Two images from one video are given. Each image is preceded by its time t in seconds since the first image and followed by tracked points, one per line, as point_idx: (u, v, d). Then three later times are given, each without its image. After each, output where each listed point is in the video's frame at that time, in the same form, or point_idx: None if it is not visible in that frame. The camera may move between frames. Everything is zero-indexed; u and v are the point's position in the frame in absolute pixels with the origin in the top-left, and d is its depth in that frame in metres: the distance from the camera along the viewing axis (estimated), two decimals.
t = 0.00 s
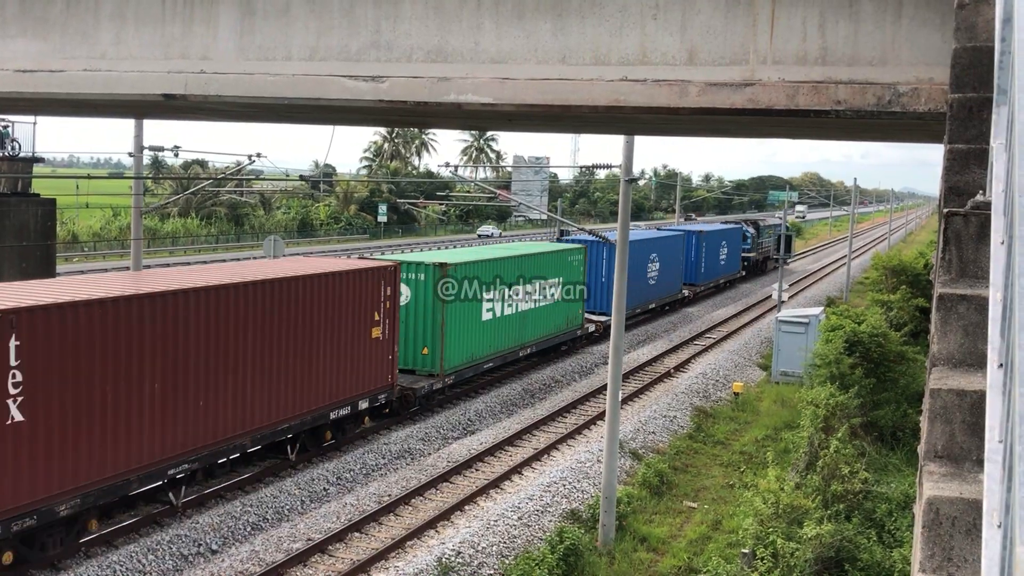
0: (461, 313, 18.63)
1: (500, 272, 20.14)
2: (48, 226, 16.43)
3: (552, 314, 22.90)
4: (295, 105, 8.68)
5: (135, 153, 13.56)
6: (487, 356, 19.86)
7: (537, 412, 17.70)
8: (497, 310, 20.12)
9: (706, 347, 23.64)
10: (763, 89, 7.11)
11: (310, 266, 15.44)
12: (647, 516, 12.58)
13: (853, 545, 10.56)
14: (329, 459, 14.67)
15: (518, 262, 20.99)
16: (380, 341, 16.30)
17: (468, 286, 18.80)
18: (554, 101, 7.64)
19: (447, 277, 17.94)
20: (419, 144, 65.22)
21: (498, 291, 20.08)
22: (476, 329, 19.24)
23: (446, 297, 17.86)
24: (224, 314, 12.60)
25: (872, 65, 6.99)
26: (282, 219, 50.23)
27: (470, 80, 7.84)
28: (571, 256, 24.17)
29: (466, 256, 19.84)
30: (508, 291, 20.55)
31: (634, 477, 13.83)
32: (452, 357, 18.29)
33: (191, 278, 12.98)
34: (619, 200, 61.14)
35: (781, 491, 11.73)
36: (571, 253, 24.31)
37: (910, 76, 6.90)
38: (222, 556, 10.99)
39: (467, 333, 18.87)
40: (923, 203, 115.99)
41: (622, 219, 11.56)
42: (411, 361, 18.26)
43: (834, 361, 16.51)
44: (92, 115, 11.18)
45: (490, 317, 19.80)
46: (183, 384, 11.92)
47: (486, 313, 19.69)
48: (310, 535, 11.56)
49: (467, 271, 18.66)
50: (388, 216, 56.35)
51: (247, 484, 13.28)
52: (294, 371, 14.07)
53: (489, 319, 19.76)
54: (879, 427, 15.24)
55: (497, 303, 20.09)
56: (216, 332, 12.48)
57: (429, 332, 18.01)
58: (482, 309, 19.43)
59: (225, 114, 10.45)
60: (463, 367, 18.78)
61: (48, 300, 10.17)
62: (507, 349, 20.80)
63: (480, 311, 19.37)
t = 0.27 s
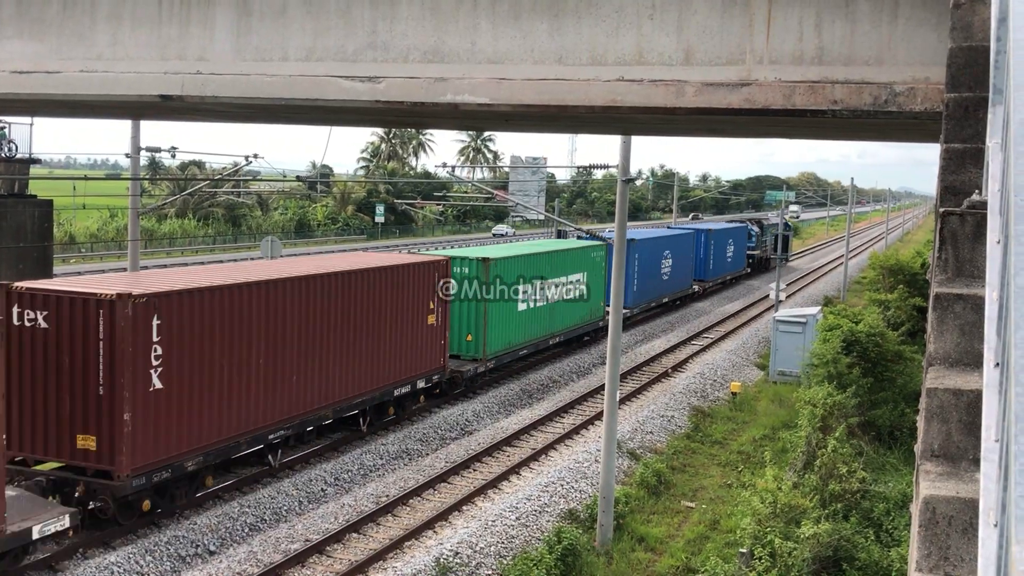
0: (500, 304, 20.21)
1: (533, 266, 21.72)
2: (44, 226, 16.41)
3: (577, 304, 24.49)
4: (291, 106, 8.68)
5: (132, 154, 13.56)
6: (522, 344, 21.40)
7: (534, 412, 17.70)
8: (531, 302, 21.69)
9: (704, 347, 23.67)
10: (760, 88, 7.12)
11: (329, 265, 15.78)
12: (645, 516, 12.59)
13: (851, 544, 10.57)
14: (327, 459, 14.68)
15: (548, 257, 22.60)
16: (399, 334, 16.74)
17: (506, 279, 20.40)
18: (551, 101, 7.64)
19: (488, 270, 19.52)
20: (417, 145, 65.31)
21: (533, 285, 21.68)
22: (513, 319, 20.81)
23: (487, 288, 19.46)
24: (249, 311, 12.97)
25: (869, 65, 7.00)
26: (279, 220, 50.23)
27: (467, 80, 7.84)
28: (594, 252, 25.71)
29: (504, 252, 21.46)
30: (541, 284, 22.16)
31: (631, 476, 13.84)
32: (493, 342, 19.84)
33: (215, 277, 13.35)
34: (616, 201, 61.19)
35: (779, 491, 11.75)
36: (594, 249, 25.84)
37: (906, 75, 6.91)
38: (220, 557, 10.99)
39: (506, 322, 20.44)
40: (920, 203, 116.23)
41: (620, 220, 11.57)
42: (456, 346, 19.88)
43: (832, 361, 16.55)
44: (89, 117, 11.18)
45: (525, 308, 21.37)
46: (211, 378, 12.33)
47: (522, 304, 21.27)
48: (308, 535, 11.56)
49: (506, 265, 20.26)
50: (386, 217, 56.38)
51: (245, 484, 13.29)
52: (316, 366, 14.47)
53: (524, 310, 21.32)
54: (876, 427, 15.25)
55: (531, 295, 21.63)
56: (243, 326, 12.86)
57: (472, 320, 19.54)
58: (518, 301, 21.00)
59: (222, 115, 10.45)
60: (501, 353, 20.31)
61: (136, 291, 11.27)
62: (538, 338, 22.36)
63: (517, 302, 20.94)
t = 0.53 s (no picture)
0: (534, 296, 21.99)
1: (561, 260, 23.56)
2: (44, 227, 16.43)
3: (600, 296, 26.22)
4: (290, 107, 8.71)
5: (131, 155, 13.59)
6: (551, 332, 23.21)
7: (533, 411, 17.74)
8: (559, 293, 23.48)
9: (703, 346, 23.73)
10: (757, 89, 7.15)
11: (333, 264, 15.80)
12: (643, 515, 12.62)
13: (849, 542, 10.61)
14: (327, 459, 14.72)
15: (575, 252, 24.43)
16: (405, 332, 16.85)
17: (539, 272, 22.16)
18: (549, 102, 7.67)
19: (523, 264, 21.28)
20: (415, 145, 65.44)
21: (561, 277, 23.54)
22: (544, 309, 22.59)
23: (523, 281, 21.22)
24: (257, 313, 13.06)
25: (866, 65, 7.03)
26: (278, 220, 50.28)
27: (465, 81, 7.88)
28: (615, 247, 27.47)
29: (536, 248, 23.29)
30: (568, 276, 23.96)
31: (630, 475, 13.88)
32: (528, 329, 21.57)
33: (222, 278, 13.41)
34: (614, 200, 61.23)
35: (777, 490, 11.79)
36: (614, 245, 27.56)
37: (903, 75, 6.94)
38: (220, 557, 11.02)
39: (539, 312, 22.25)
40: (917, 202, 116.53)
41: (618, 220, 11.61)
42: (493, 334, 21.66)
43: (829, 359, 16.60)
44: (88, 117, 11.21)
45: (554, 298, 23.17)
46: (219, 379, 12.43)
47: (552, 295, 23.09)
48: (307, 535, 11.59)
49: (539, 259, 22.07)
50: (385, 218, 56.44)
51: (245, 484, 13.33)
52: (322, 366, 14.58)
53: (554, 301, 23.12)
54: (874, 425, 15.28)
55: (560, 287, 23.45)
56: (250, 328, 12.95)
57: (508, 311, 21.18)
58: (548, 292, 22.81)
59: (221, 116, 10.47)
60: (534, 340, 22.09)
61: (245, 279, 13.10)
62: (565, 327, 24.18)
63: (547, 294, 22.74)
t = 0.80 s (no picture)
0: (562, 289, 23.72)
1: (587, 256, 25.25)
2: (49, 229, 16.57)
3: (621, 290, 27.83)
4: (293, 109, 8.84)
5: (135, 157, 13.74)
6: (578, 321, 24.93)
7: (533, 410, 17.89)
8: (585, 286, 25.20)
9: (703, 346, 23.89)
10: (752, 90, 7.29)
11: (346, 263, 16.34)
12: (642, 511, 12.76)
13: (845, 537, 10.75)
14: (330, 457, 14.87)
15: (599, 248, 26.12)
16: (406, 332, 17.05)
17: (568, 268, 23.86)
18: (547, 103, 7.80)
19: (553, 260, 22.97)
20: (415, 147, 65.70)
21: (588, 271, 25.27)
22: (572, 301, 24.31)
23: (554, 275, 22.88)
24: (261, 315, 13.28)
25: (860, 66, 7.16)
26: (280, 222, 50.45)
27: (465, 83, 8.03)
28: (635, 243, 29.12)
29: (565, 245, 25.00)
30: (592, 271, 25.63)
31: (628, 473, 14.02)
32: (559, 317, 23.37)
33: (224, 282, 13.60)
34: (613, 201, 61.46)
35: (774, 486, 11.93)
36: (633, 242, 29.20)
37: (896, 76, 7.07)
38: (224, 554, 11.16)
39: (567, 304, 23.95)
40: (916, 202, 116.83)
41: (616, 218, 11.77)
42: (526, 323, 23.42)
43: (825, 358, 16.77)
44: (94, 119, 11.36)
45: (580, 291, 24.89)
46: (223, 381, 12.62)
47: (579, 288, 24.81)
48: (310, 532, 11.73)
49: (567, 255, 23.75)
50: (386, 219, 56.64)
51: (248, 482, 13.47)
52: (357, 356, 15.59)
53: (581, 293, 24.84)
54: (869, 423, 15.45)
55: (585, 281, 25.15)
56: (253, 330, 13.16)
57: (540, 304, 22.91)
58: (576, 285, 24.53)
59: (225, 118, 10.62)
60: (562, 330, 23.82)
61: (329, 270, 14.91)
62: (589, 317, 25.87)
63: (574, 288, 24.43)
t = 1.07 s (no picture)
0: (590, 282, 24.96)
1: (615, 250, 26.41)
2: (54, 229, 16.66)
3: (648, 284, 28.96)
4: (296, 110, 8.88)
5: (139, 158, 13.80)
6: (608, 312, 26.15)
7: (535, 410, 17.94)
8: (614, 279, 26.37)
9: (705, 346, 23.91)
10: (754, 91, 7.32)
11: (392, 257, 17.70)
12: (644, 510, 12.81)
13: (846, 536, 10.79)
14: (333, 456, 14.92)
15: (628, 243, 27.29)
16: (460, 319, 18.88)
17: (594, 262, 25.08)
18: (549, 104, 7.84)
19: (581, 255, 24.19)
20: (417, 147, 65.76)
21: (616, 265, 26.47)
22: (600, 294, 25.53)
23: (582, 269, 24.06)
24: (313, 307, 14.45)
25: (861, 66, 7.20)
26: (283, 222, 50.50)
27: (467, 84, 8.06)
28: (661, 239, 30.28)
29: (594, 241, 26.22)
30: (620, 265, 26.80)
31: (630, 472, 14.06)
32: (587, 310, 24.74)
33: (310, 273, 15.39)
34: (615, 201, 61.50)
35: (775, 485, 11.97)
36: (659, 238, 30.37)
37: (896, 76, 7.10)
38: (227, 553, 11.21)
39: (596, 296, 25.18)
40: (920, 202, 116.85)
41: (619, 217, 11.82)
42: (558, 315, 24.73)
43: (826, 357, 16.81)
44: (97, 120, 11.40)
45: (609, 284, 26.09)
46: (232, 382, 12.77)
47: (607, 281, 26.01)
48: (314, 531, 11.78)
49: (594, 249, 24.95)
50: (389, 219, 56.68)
51: (251, 482, 13.52)
52: (416, 339, 17.29)
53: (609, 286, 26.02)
54: (870, 422, 15.48)
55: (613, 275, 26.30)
56: (305, 321, 14.30)
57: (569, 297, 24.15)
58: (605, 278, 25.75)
59: (227, 119, 10.66)
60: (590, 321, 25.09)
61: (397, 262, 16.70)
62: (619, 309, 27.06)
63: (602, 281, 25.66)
